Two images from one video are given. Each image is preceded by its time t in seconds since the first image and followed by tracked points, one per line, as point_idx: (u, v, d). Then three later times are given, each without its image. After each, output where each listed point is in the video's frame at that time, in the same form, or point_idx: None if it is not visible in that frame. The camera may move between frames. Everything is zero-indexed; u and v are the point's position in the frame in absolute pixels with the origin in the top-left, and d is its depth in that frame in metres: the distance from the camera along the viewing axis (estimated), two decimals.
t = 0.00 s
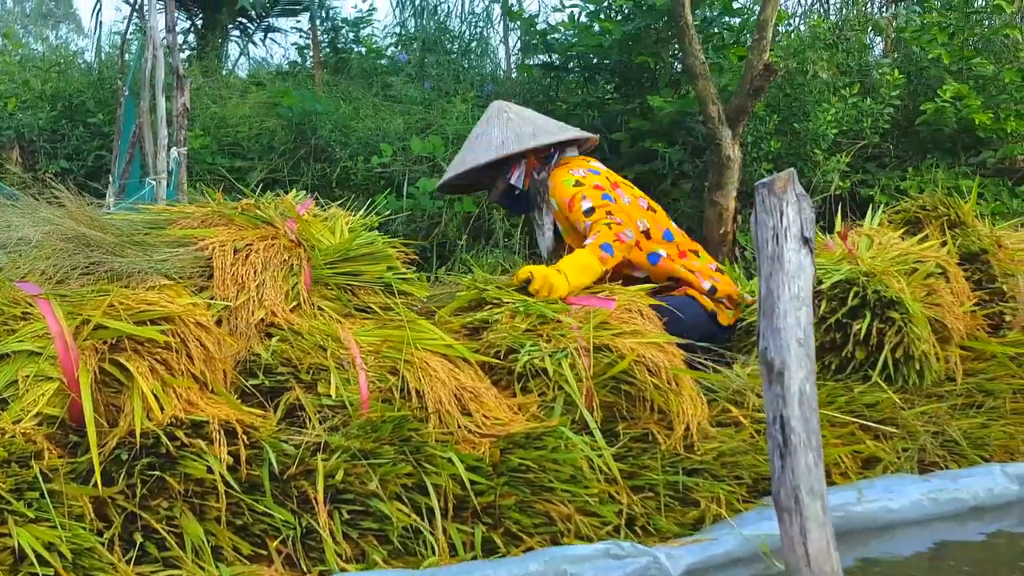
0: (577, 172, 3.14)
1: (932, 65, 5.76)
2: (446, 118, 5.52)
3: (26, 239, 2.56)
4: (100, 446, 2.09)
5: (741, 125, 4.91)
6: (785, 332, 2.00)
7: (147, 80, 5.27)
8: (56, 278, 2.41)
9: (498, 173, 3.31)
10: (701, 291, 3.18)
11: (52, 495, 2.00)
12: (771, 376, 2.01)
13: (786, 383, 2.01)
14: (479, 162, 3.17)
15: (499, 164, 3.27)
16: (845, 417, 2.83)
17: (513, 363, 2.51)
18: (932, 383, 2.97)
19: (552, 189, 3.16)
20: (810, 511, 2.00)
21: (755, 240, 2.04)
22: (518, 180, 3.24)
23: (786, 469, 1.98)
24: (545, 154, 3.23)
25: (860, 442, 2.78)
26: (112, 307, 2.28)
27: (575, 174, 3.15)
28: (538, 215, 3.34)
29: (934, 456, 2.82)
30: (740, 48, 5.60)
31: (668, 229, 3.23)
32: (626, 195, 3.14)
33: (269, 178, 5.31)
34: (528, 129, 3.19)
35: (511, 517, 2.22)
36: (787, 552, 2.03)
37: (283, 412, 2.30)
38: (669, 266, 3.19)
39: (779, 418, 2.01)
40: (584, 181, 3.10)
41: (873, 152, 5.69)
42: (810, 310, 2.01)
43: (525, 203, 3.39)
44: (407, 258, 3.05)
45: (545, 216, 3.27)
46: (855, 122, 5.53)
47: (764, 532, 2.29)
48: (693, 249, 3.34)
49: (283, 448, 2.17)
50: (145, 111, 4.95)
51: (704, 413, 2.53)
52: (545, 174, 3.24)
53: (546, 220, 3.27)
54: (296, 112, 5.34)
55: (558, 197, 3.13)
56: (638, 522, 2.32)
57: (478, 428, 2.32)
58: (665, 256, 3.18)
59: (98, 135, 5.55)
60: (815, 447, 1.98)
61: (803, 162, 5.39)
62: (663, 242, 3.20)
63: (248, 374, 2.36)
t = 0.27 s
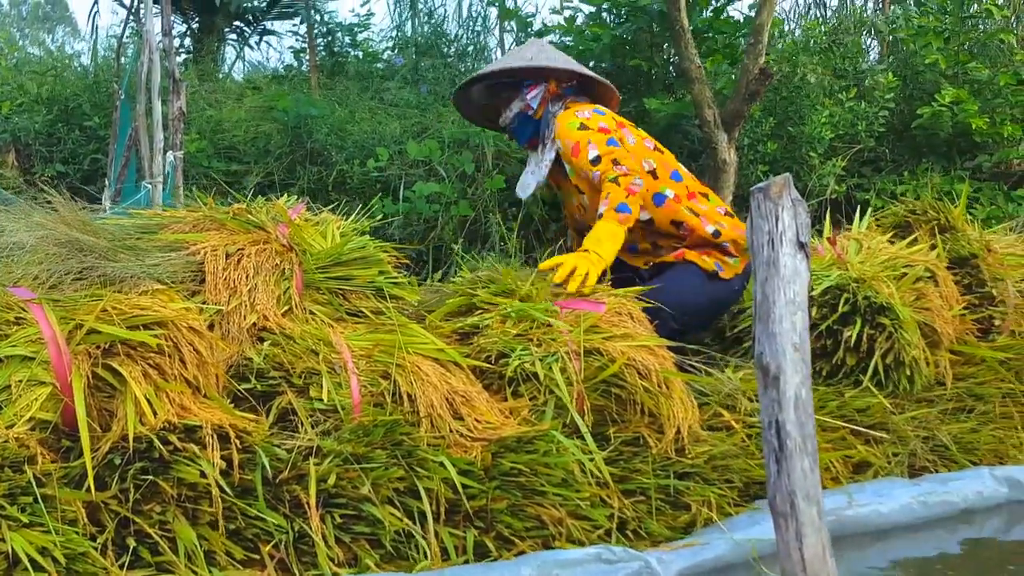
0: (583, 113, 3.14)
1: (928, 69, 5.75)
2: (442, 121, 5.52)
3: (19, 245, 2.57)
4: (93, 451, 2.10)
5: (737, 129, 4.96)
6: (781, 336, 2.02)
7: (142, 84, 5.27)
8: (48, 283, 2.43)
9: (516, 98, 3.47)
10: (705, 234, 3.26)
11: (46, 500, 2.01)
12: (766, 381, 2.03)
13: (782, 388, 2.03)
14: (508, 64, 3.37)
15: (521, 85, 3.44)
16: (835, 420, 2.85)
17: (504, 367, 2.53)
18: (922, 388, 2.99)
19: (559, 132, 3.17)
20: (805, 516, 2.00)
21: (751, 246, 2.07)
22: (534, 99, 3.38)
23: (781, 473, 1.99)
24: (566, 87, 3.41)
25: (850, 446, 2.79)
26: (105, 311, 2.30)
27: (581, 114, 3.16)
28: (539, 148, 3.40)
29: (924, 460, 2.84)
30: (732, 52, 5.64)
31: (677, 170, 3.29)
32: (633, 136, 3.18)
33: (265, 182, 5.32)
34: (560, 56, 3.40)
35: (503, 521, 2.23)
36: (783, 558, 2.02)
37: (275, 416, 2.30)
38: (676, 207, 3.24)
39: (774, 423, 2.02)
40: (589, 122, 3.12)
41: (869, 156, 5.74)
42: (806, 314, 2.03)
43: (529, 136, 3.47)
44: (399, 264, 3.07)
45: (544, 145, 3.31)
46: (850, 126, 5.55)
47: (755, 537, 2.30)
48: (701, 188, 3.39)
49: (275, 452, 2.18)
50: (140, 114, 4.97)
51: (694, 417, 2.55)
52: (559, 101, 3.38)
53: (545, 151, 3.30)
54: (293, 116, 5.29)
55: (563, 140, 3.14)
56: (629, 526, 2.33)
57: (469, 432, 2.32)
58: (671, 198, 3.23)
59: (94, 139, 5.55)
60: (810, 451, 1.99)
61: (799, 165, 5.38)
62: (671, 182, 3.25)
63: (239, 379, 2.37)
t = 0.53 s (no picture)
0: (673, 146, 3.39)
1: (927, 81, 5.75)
2: (443, 133, 5.53)
3: (16, 259, 2.58)
4: (91, 466, 2.11)
5: (737, 141, 5.01)
6: (782, 350, 2.02)
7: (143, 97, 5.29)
8: (45, 298, 2.43)
9: (589, 123, 3.57)
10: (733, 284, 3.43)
11: (44, 516, 2.01)
12: (767, 394, 2.03)
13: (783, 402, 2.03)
14: (598, 97, 3.46)
15: (596, 112, 3.55)
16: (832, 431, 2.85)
17: (500, 379, 2.53)
18: (919, 399, 3.00)
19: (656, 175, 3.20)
20: (807, 530, 2.00)
21: (752, 259, 2.06)
22: (612, 131, 3.53)
23: (782, 487, 1.99)
24: (644, 122, 3.58)
25: (847, 455, 2.78)
26: (102, 325, 2.31)
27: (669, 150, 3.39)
28: (604, 175, 3.59)
29: (921, 470, 2.83)
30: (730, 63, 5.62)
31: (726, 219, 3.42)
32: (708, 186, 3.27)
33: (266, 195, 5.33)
34: (632, 90, 3.54)
35: (500, 533, 2.23)
36: (784, 571, 2.03)
37: (272, 429, 2.31)
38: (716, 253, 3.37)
39: (775, 436, 2.03)
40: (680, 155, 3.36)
41: (869, 168, 5.73)
42: (807, 327, 2.03)
43: (598, 161, 3.61)
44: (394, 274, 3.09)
45: (614, 176, 3.54)
46: (851, 138, 5.54)
47: (752, 550, 2.31)
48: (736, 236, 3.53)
49: (272, 466, 2.18)
50: (141, 128, 4.97)
51: (691, 425, 2.56)
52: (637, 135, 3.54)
53: (614, 182, 3.54)
54: (293, 129, 5.34)
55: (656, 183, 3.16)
56: (626, 536, 2.33)
57: (466, 443, 2.33)
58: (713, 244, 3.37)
59: (94, 152, 5.57)
60: (811, 465, 1.99)
61: (800, 177, 5.37)
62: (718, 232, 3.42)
63: (236, 392, 2.37)
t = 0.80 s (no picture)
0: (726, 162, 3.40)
1: (928, 93, 5.77)
2: (443, 145, 5.55)
3: (16, 271, 2.60)
4: (91, 477, 2.12)
5: (739, 153, 4.95)
6: (783, 362, 2.03)
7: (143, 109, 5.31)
8: (45, 309, 2.45)
9: (641, 136, 3.48)
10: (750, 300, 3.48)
11: (45, 527, 2.02)
12: (768, 406, 2.04)
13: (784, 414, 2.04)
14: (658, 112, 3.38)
15: (649, 125, 3.46)
16: (831, 438, 2.85)
17: (499, 386, 2.54)
18: (914, 410, 3.02)
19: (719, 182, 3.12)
20: (808, 542, 2.00)
21: (752, 270, 2.08)
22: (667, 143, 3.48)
23: (784, 499, 2.00)
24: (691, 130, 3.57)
25: (845, 464, 2.78)
26: (102, 336, 2.32)
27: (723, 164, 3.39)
28: (652, 184, 3.54)
29: (918, 480, 2.84)
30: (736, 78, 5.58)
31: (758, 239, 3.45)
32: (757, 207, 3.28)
33: (267, 207, 5.34)
34: (679, 99, 3.50)
35: (500, 540, 2.23)
36: None
37: (272, 439, 2.32)
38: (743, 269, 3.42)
39: (776, 448, 2.03)
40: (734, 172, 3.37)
41: (870, 180, 5.73)
42: (808, 339, 2.04)
43: (648, 172, 3.54)
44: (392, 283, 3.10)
45: (661, 182, 3.50)
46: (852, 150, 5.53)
47: (749, 558, 2.33)
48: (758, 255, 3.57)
49: (273, 476, 2.19)
50: (142, 140, 4.99)
51: (690, 432, 2.56)
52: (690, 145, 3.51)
53: (662, 186, 3.50)
54: (294, 140, 5.39)
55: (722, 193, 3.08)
56: (626, 542, 2.34)
57: (465, 451, 2.34)
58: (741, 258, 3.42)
59: (95, 165, 5.59)
60: (812, 477, 1.99)
61: (802, 190, 5.38)
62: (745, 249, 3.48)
63: (235, 402, 2.39)
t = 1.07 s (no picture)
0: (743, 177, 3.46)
1: (927, 101, 5.81)
2: (441, 153, 5.58)
3: (14, 278, 2.62)
4: (90, 483, 2.13)
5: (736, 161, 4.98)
6: (780, 371, 2.06)
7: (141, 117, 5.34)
8: (44, 316, 2.46)
9: (655, 150, 3.52)
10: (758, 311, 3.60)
11: (44, 532, 2.03)
12: (765, 416, 2.07)
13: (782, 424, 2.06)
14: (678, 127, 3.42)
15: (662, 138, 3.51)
16: (824, 447, 2.89)
17: (496, 394, 2.56)
18: (908, 418, 3.05)
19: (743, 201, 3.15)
20: (806, 551, 1.99)
21: (750, 280, 2.13)
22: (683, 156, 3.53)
23: (781, 507, 1.99)
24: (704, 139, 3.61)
25: (838, 472, 2.82)
26: (101, 343, 2.35)
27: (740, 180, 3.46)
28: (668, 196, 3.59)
29: (910, 488, 2.87)
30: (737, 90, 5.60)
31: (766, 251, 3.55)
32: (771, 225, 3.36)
33: (266, 215, 5.37)
34: (692, 111, 3.54)
35: (497, 546, 2.25)
36: None
37: (270, 445, 2.34)
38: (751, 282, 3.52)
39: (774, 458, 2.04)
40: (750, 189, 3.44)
41: (869, 188, 5.82)
42: (805, 349, 2.07)
43: (662, 184, 3.60)
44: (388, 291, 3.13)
45: (677, 194, 3.54)
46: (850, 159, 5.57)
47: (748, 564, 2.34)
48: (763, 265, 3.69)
49: (272, 481, 2.21)
50: (140, 149, 5.01)
51: (685, 439, 2.59)
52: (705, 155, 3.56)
53: (677, 198, 3.54)
54: (293, 149, 5.44)
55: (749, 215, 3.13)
56: (623, 549, 2.37)
57: (463, 458, 2.36)
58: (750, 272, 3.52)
59: (94, 173, 5.61)
60: (809, 485, 1.99)
61: (799, 198, 5.42)
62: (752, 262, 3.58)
63: (234, 409, 2.41)
